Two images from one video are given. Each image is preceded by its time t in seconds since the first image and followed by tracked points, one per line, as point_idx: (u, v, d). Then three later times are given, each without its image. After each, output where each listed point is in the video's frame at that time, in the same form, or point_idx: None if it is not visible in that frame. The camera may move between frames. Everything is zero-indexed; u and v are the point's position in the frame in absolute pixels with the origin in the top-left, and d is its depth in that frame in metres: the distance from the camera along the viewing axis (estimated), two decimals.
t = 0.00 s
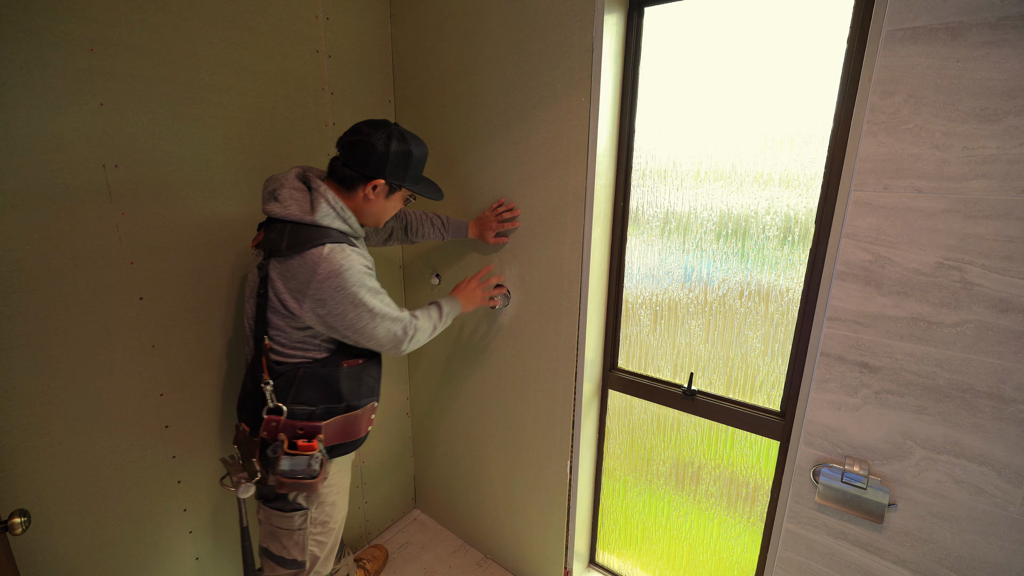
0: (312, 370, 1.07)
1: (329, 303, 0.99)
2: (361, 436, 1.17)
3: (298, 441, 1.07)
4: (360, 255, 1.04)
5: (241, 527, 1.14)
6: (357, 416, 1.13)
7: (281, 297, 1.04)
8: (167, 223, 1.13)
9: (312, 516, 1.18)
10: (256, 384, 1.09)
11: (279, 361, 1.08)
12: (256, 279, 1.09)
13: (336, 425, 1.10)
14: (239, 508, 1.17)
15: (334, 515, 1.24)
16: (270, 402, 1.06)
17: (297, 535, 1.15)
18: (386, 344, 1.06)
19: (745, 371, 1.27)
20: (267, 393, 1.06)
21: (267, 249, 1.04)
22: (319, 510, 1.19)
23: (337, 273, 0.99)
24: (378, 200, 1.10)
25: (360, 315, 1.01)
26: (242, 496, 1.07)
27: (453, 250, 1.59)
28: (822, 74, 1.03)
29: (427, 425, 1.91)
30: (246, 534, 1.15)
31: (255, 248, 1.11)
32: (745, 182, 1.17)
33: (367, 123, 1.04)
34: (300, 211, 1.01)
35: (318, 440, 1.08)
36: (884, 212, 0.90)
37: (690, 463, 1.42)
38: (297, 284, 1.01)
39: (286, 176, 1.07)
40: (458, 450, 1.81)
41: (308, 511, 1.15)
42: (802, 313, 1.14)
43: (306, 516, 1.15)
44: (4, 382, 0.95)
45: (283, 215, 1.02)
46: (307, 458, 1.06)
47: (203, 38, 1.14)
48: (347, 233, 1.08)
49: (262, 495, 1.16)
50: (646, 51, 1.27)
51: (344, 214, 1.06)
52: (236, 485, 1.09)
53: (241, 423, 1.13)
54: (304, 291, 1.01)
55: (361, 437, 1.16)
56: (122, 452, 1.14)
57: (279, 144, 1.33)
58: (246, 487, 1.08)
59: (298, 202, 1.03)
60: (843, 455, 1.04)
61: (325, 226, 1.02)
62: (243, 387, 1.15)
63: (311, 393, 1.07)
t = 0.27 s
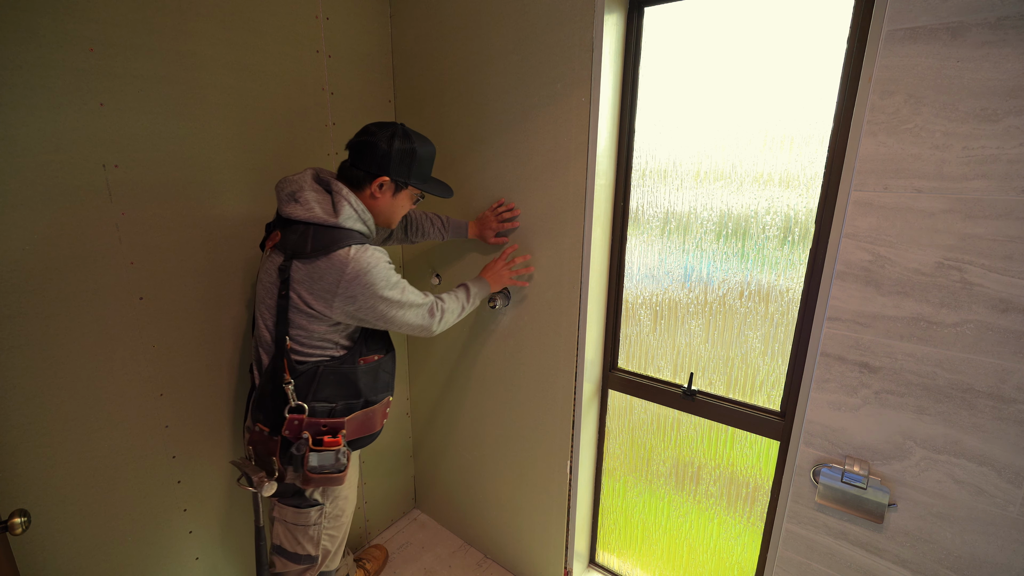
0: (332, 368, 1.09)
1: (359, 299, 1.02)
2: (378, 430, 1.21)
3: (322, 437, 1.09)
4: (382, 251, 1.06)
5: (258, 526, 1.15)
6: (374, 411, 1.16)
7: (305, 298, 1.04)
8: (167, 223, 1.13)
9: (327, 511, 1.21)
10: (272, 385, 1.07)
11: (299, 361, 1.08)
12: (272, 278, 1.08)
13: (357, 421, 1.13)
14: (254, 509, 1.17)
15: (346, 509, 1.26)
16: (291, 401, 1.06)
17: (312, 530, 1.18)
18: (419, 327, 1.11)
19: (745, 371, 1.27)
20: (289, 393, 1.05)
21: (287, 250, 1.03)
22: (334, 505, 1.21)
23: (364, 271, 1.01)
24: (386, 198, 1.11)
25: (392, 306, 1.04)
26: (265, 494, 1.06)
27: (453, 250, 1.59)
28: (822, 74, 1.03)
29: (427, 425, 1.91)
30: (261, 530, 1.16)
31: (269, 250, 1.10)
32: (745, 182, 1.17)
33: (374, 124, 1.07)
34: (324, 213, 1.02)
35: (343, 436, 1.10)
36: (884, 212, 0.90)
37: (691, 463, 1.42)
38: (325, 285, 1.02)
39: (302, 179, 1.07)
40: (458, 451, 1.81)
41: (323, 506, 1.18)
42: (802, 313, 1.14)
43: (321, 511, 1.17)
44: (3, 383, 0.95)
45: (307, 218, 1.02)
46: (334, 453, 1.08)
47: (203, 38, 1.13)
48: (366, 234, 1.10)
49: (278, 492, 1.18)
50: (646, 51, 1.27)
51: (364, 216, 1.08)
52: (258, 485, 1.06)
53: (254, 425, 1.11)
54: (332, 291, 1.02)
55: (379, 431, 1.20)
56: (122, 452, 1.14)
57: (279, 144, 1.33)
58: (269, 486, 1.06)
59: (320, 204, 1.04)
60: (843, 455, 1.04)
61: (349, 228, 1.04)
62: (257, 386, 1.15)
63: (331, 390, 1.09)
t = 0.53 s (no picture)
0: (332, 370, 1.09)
1: (358, 300, 1.02)
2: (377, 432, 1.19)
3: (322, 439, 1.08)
4: (382, 252, 1.06)
5: (257, 529, 1.13)
6: (374, 413, 1.16)
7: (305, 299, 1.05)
8: (167, 223, 1.13)
9: (326, 513, 1.21)
10: (274, 386, 1.08)
11: (299, 361, 1.09)
12: (271, 278, 1.08)
13: (356, 422, 1.12)
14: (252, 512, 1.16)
15: (346, 511, 1.26)
16: (291, 402, 1.06)
17: (311, 532, 1.19)
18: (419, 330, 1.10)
19: (745, 371, 1.27)
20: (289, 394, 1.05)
21: (287, 251, 1.04)
22: (332, 507, 1.21)
23: (364, 272, 1.01)
24: (385, 198, 1.11)
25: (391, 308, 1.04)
26: (265, 495, 1.06)
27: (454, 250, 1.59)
28: (822, 74, 1.03)
29: (428, 425, 1.91)
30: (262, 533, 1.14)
31: (269, 250, 1.10)
32: (745, 182, 1.17)
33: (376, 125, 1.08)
34: (324, 214, 1.03)
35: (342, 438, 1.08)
36: (884, 212, 0.90)
37: (691, 463, 1.42)
38: (324, 286, 1.02)
39: (303, 179, 1.07)
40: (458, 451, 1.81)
41: (323, 509, 1.18)
42: (802, 313, 1.14)
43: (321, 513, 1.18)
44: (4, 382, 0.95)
45: (307, 218, 1.02)
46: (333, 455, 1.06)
47: (203, 38, 1.14)
48: (365, 234, 1.10)
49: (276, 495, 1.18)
50: (646, 51, 1.27)
51: (364, 215, 1.09)
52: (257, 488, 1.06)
53: (254, 427, 1.12)
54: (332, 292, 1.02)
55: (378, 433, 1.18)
56: (122, 452, 1.14)
57: (280, 144, 1.33)
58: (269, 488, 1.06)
59: (320, 205, 1.04)
60: (843, 455, 1.04)
61: (349, 228, 1.04)
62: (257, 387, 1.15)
63: (331, 392, 1.09)
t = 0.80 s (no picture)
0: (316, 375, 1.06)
1: (329, 297, 0.97)
2: (366, 444, 1.14)
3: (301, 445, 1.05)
4: (363, 252, 1.03)
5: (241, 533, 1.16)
6: (361, 422, 1.11)
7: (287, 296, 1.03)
8: (167, 223, 1.13)
9: (313, 522, 1.16)
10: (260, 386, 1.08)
11: (283, 363, 1.08)
12: (259, 278, 1.09)
13: (340, 431, 1.08)
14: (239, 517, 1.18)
15: (335, 521, 1.22)
16: (274, 404, 1.05)
17: (297, 541, 1.13)
18: (385, 349, 0.99)
19: (745, 372, 1.27)
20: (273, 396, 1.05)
21: (271, 249, 1.04)
22: (319, 516, 1.17)
23: (337, 268, 0.97)
24: (372, 194, 1.07)
25: (359, 313, 0.97)
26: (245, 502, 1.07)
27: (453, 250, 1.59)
28: (822, 74, 1.03)
29: (427, 425, 1.91)
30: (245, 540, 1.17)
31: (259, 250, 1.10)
32: (745, 182, 1.17)
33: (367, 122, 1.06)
34: (303, 209, 1.01)
35: (322, 445, 1.05)
36: (884, 212, 0.90)
37: (690, 463, 1.42)
38: (302, 283, 1.00)
39: (289, 176, 1.06)
40: (457, 451, 1.81)
41: (309, 517, 1.13)
42: (802, 313, 1.14)
43: (306, 521, 1.13)
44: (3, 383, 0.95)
45: (287, 215, 1.01)
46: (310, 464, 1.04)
47: (203, 38, 1.14)
48: (350, 231, 1.07)
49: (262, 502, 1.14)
50: (646, 51, 1.27)
51: (347, 211, 1.05)
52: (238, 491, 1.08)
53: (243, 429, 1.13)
54: (307, 287, 1.00)
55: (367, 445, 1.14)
56: (122, 452, 1.14)
57: (279, 144, 1.33)
58: (248, 495, 1.07)
59: (302, 200, 1.02)
60: (843, 455, 1.04)
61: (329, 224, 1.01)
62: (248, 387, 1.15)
63: (315, 398, 1.06)
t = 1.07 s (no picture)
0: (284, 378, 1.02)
1: (275, 293, 0.90)
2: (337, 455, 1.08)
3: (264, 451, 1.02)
4: (326, 250, 0.95)
5: (222, 536, 1.16)
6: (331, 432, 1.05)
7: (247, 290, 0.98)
8: (166, 223, 1.13)
9: (290, 534, 1.11)
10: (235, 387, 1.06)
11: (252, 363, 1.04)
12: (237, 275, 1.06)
13: (307, 440, 1.03)
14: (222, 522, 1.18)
15: (315, 535, 1.14)
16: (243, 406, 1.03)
17: (273, 553, 1.09)
18: (312, 373, 0.88)
19: (745, 372, 1.27)
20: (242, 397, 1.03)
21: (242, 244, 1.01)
22: (295, 530, 1.11)
23: (290, 263, 0.90)
24: (323, 174, 1.01)
25: (299, 320, 0.88)
26: (213, 507, 1.07)
27: (453, 250, 1.58)
28: (822, 73, 1.03)
29: (428, 425, 1.91)
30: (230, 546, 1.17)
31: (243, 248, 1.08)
32: (745, 182, 1.17)
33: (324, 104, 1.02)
34: (268, 203, 0.98)
35: (283, 452, 1.00)
36: (884, 212, 0.90)
37: (690, 463, 1.42)
38: (255, 273, 0.95)
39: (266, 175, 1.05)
40: (457, 451, 1.81)
41: (283, 529, 1.09)
42: (802, 313, 1.14)
43: (281, 533, 1.08)
44: (4, 383, 0.95)
45: (254, 210, 0.99)
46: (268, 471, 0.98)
47: (203, 38, 1.14)
48: (322, 226, 1.01)
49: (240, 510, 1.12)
50: (646, 52, 1.27)
51: (314, 203, 1.00)
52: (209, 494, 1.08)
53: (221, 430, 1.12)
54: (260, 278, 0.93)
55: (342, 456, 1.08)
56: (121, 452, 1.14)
57: (279, 144, 1.33)
58: (216, 498, 1.07)
59: (269, 195, 1.00)
60: (843, 455, 1.04)
61: (292, 216, 0.97)
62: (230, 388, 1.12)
63: (283, 402, 1.03)
